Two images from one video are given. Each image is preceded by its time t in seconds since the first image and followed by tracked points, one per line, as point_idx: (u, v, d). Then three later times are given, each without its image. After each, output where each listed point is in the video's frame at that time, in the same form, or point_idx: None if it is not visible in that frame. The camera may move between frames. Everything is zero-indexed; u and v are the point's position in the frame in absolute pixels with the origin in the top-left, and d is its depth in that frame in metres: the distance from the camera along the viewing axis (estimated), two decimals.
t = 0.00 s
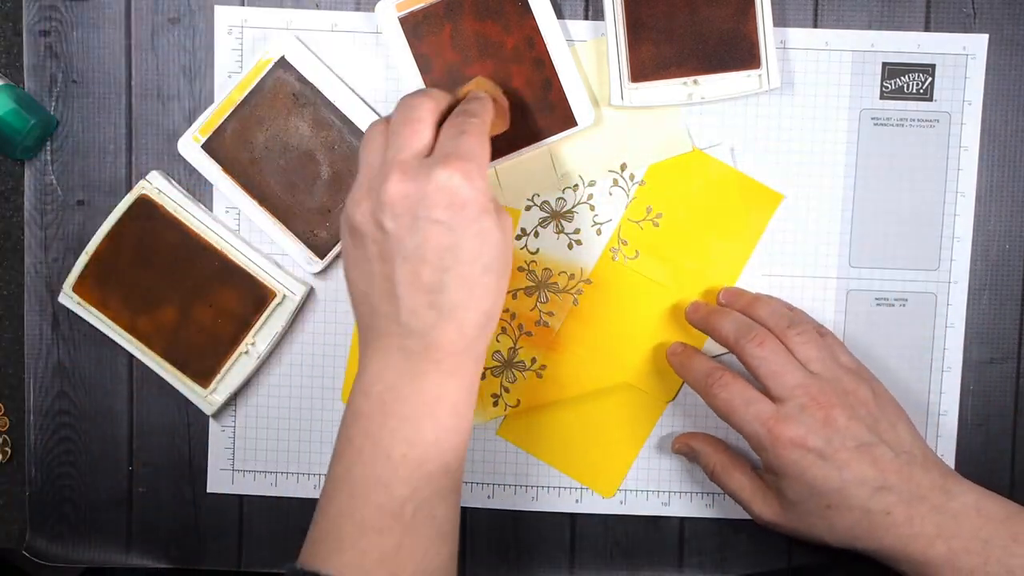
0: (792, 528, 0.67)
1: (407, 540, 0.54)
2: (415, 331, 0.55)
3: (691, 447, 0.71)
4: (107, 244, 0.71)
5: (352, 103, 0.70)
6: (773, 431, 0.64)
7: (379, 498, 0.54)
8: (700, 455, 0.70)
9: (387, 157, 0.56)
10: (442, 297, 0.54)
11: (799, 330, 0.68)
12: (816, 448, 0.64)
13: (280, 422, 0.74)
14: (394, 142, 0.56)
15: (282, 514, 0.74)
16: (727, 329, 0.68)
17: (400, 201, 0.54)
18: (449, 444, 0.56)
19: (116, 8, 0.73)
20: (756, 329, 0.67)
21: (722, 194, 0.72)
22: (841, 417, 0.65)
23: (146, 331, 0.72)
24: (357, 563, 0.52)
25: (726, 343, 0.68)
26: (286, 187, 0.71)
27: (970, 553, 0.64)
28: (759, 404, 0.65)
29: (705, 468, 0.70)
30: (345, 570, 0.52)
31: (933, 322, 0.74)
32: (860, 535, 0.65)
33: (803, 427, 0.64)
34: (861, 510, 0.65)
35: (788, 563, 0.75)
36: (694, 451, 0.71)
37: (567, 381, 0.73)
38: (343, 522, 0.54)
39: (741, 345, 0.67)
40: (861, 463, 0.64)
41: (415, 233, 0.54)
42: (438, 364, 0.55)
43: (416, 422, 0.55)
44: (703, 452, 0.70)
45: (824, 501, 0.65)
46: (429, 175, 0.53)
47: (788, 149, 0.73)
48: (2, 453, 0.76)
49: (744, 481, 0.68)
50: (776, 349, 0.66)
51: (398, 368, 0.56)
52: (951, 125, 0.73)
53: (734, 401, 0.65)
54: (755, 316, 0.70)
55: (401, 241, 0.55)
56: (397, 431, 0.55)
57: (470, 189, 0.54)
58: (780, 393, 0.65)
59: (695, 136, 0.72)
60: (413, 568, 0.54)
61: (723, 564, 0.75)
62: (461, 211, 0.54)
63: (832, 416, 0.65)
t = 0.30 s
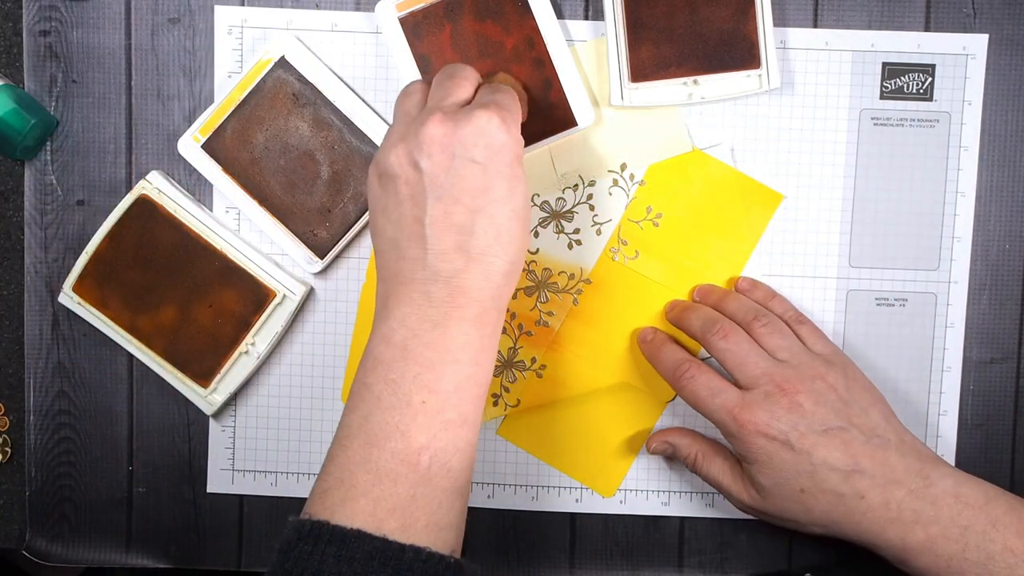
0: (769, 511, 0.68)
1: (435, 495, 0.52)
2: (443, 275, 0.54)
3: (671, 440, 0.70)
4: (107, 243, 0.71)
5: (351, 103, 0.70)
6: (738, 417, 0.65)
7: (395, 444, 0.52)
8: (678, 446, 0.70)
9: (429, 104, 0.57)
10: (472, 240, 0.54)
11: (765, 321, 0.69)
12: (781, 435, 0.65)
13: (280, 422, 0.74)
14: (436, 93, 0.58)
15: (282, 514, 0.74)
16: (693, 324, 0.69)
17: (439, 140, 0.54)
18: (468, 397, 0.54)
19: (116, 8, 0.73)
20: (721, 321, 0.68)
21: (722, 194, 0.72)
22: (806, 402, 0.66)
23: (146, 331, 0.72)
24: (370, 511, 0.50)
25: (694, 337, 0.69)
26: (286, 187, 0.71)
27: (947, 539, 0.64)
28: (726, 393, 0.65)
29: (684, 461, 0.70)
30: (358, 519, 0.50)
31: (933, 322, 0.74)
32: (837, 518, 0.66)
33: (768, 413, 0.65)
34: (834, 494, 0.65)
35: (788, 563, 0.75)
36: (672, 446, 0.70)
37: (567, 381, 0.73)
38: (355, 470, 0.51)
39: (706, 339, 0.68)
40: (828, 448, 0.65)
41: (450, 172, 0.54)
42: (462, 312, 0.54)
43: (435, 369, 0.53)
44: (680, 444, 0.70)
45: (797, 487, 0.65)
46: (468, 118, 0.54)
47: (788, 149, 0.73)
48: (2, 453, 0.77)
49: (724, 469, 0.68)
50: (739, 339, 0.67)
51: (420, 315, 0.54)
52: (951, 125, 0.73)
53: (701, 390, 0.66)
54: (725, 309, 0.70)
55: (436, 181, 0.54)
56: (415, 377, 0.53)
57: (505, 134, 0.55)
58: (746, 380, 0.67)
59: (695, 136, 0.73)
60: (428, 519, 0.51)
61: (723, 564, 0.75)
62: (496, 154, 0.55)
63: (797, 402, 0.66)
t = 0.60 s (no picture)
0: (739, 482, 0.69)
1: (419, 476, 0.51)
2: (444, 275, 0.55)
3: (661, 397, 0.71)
4: (107, 243, 0.71)
5: (351, 103, 0.70)
6: (711, 394, 0.65)
7: (399, 427, 0.52)
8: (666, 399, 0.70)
9: (433, 107, 0.58)
10: (472, 244, 0.55)
11: (745, 299, 0.69)
12: (754, 413, 0.65)
13: (280, 422, 0.74)
14: (440, 96, 0.58)
15: (283, 514, 0.74)
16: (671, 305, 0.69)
17: (444, 147, 0.55)
18: (469, 384, 0.54)
19: (116, 8, 0.73)
20: (696, 302, 0.68)
21: (722, 195, 0.72)
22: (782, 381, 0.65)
23: (146, 331, 0.72)
24: (375, 491, 0.50)
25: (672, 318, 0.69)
26: (286, 187, 0.71)
27: (919, 522, 0.63)
28: (700, 371, 0.66)
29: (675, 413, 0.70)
30: (363, 500, 0.49)
31: (933, 322, 0.74)
32: (807, 498, 0.66)
33: (741, 390, 0.64)
34: (805, 474, 0.65)
35: (787, 563, 0.75)
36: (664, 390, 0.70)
37: (567, 381, 0.73)
38: (358, 455, 0.51)
39: (683, 320, 0.68)
40: (799, 427, 0.65)
41: (453, 180, 0.55)
42: (462, 307, 0.55)
43: (436, 356, 0.54)
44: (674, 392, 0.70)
45: (766, 465, 0.66)
46: (474, 127, 0.55)
47: (788, 149, 0.73)
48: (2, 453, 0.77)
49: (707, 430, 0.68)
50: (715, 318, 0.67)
51: (421, 308, 0.55)
52: (951, 125, 0.73)
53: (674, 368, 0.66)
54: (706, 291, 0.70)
55: (439, 187, 0.55)
56: (418, 362, 0.54)
57: (508, 144, 0.56)
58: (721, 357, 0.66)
59: (695, 136, 0.72)
60: (432, 500, 0.51)
61: (723, 564, 0.75)
62: (499, 162, 0.56)
63: (772, 379, 0.65)
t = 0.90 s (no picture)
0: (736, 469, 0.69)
1: (425, 480, 0.51)
2: (452, 262, 0.55)
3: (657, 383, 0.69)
4: (107, 243, 0.71)
5: (351, 103, 0.70)
6: (705, 384, 0.65)
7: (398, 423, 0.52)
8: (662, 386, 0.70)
9: (440, 91, 0.58)
10: (481, 229, 0.55)
11: (741, 288, 0.68)
12: (750, 398, 0.65)
13: (280, 422, 0.74)
14: (447, 81, 0.59)
15: (283, 514, 0.74)
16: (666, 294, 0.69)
17: (453, 130, 0.55)
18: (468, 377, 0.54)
19: (115, 8, 0.72)
20: (693, 290, 0.67)
21: (722, 194, 0.72)
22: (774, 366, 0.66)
23: (146, 331, 0.72)
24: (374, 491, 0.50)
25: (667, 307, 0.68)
26: (286, 186, 0.71)
27: (910, 510, 0.63)
28: (695, 361, 0.66)
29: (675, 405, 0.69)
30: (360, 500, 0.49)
31: (933, 322, 0.74)
32: (801, 488, 0.66)
33: (736, 378, 0.65)
34: (799, 463, 0.65)
35: (787, 563, 0.75)
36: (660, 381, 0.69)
37: (567, 381, 0.73)
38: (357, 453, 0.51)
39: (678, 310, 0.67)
40: (794, 416, 0.65)
41: (462, 163, 0.55)
42: (470, 299, 0.55)
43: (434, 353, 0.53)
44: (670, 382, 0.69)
45: (758, 454, 0.66)
46: (483, 107, 0.56)
47: (789, 149, 0.73)
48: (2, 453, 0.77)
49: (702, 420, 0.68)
50: (711, 307, 0.66)
51: (428, 302, 0.55)
52: (951, 125, 0.73)
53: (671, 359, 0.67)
54: (701, 282, 0.70)
55: (448, 171, 0.56)
56: (417, 355, 0.53)
57: (518, 124, 0.56)
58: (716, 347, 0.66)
59: (695, 136, 0.73)
60: (430, 496, 0.50)
61: (723, 564, 0.75)
62: (509, 144, 0.56)
63: (766, 367, 0.66)
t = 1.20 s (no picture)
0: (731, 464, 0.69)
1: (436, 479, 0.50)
2: (470, 277, 0.55)
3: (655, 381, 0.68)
4: (107, 243, 0.71)
5: (351, 103, 0.70)
6: (698, 384, 0.64)
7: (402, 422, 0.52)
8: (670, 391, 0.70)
9: (459, 110, 0.58)
10: (500, 246, 0.56)
11: (732, 284, 0.68)
12: (741, 402, 0.64)
13: (280, 422, 0.74)
14: (465, 98, 0.58)
15: (282, 514, 0.74)
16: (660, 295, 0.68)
17: (473, 151, 0.56)
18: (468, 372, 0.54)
19: (116, 8, 0.73)
20: (685, 290, 0.67)
21: (722, 194, 0.72)
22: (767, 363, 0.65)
23: (146, 330, 0.72)
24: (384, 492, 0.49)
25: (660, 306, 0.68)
26: (286, 187, 0.71)
27: (911, 501, 0.64)
28: (687, 360, 0.65)
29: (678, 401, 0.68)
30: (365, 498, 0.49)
31: (933, 323, 0.74)
32: (796, 482, 0.67)
33: (726, 376, 0.64)
34: (794, 458, 0.66)
35: (788, 565, 0.75)
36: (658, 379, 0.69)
37: (567, 381, 0.73)
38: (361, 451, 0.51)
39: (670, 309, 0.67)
40: (788, 413, 0.65)
41: (482, 182, 0.56)
42: (489, 312, 0.55)
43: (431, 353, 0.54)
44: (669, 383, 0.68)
45: (755, 450, 0.66)
46: (504, 130, 0.56)
47: (789, 149, 0.73)
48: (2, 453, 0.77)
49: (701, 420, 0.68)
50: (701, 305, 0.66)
51: (448, 313, 0.55)
52: (951, 125, 0.73)
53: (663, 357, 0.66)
54: (697, 280, 0.70)
55: (467, 190, 0.56)
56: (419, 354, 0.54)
57: (536, 145, 0.57)
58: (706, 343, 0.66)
59: (695, 137, 0.73)
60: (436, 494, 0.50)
61: (723, 564, 0.74)
62: (528, 165, 0.56)
63: (757, 364, 0.65)
